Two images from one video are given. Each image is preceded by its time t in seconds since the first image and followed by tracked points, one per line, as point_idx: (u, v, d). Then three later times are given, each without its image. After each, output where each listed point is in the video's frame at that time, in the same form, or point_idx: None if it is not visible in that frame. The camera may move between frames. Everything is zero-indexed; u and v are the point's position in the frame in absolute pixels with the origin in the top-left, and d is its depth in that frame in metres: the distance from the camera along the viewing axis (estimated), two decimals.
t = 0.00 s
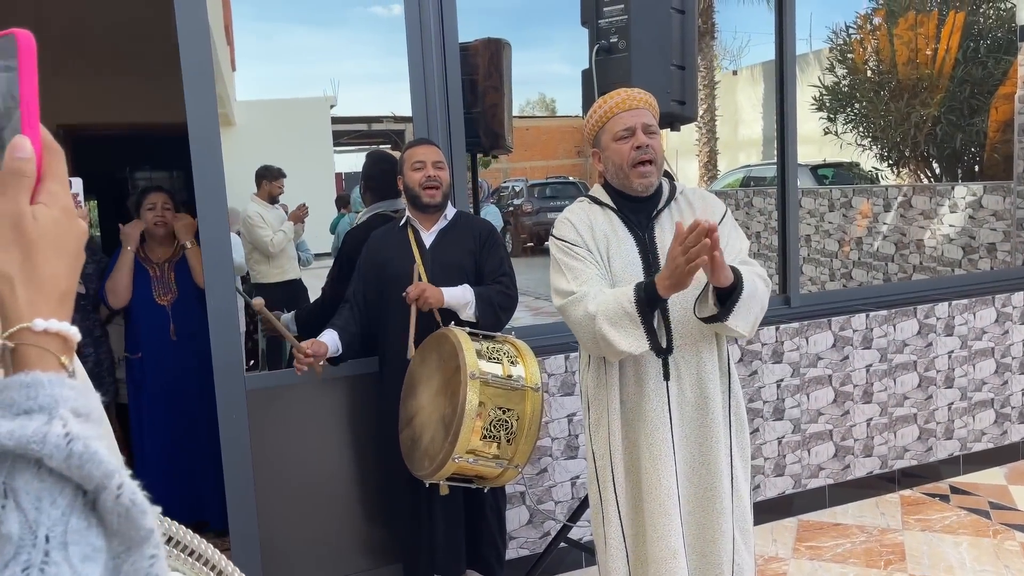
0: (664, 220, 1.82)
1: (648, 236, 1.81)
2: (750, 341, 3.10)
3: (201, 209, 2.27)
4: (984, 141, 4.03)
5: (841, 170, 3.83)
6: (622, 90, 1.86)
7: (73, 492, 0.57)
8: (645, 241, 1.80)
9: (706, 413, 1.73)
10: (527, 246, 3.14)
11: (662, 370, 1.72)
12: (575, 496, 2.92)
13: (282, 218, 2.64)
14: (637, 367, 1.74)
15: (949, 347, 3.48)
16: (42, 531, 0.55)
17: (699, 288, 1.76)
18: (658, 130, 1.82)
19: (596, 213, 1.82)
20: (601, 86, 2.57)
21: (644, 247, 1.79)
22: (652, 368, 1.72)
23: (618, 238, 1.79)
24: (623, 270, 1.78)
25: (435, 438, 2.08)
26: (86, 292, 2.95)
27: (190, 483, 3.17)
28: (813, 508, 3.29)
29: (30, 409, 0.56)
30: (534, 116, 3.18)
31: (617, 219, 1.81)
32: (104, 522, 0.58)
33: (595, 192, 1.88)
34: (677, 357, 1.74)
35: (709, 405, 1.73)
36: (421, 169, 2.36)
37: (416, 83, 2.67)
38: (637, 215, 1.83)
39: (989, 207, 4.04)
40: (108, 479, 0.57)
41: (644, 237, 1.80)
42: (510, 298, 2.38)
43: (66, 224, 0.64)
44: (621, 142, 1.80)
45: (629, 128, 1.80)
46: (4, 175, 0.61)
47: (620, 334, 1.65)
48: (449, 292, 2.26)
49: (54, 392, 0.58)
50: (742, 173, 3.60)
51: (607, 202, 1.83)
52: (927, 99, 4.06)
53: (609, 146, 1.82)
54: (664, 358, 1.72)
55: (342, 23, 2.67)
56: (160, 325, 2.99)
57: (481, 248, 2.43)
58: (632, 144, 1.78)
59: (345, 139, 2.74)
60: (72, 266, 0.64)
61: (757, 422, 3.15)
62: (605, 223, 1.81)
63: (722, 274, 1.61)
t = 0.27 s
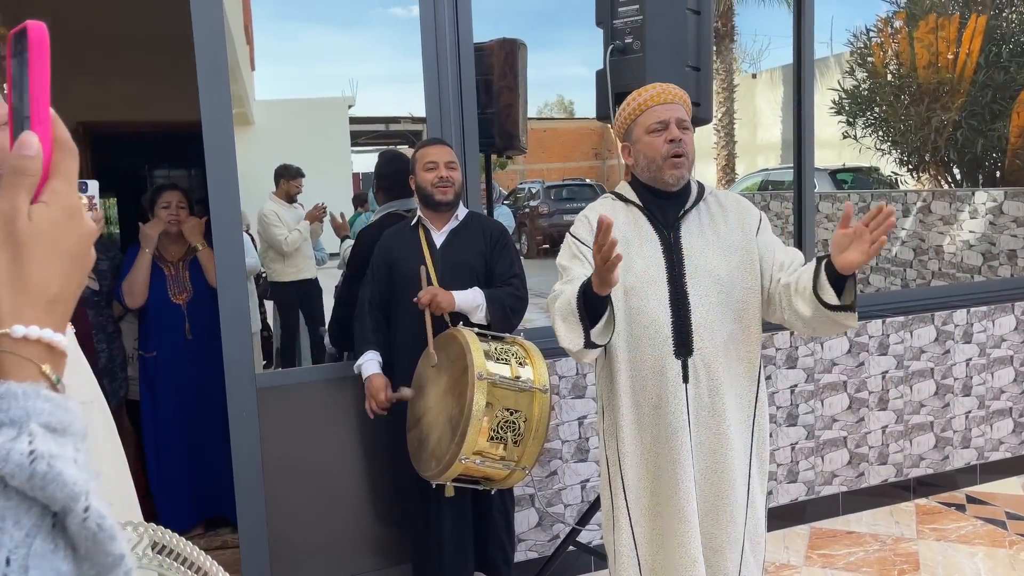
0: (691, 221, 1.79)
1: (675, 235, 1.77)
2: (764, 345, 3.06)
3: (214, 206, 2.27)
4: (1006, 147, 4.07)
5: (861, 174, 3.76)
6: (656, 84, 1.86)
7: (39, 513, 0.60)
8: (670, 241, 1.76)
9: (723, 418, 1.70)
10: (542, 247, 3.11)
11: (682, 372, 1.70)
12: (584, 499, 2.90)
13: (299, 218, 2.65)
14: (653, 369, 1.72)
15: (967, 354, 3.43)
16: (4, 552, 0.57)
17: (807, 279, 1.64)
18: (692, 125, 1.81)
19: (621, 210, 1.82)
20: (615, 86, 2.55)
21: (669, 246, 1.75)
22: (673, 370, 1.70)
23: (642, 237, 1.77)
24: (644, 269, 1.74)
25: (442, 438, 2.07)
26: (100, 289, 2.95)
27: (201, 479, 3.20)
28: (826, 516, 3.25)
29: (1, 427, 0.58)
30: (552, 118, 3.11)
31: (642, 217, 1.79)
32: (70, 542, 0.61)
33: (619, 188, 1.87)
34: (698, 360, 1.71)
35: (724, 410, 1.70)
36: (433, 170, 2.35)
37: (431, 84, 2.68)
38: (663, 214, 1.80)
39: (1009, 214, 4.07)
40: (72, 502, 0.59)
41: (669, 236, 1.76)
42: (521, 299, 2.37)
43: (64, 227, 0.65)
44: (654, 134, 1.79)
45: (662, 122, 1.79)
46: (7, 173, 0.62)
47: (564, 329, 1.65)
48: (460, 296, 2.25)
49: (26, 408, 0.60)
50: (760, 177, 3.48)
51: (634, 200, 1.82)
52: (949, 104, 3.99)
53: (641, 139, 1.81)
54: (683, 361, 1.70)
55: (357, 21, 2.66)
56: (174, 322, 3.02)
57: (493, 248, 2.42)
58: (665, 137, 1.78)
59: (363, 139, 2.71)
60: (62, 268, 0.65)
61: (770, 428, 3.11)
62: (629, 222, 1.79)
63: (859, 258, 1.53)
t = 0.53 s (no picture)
0: (717, 224, 1.77)
1: (700, 239, 1.75)
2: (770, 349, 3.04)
3: (219, 205, 2.27)
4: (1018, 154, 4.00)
5: (873, 178, 3.80)
6: (692, 83, 1.79)
7: None
8: (695, 245, 1.74)
9: (736, 425, 1.70)
10: (552, 248, 3.14)
11: (701, 380, 1.69)
12: (587, 501, 2.88)
13: (311, 217, 2.67)
14: (670, 374, 1.70)
15: (977, 359, 3.39)
16: None
17: (873, 342, 1.66)
18: (728, 129, 1.76)
19: (644, 209, 1.78)
20: (620, 86, 2.55)
21: (694, 255, 1.73)
22: (693, 380, 1.68)
23: (667, 239, 1.74)
24: (666, 275, 1.72)
25: (447, 437, 2.06)
26: (106, 286, 2.97)
27: (206, 475, 3.20)
28: (832, 521, 3.22)
29: None
30: (563, 120, 3.06)
31: (667, 220, 1.76)
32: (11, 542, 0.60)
33: (645, 188, 1.83)
34: (717, 368, 1.70)
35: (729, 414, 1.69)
36: (436, 169, 2.34)
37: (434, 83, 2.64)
38: (690, 217, 1.77)
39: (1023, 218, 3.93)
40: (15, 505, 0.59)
41: (694, 240, 1.74)
42: (524, 300, 2.35)
43: (41, 220, 0.69)
44: (690, 136, 1.73)
45: (700, 123, 1.74)
46: None
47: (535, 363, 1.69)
48: (467, 303, 2.24)
49: None
50: (772, 179, 3.46)
51: (659, 201, 1.78)
52: (962, 106, 3.96)
53: (675, 140, 1.75)
54: (702, 368, 1.69)
55: (362, 20, 2.65)
56: (179, 321, 3.02)
57: (496, 248, 2.41)
58: (702, 140, 1.72)
59: (375, 139, 2.71)
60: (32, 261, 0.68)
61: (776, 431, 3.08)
62: (654, 226, 1.75)
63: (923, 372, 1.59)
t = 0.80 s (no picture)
0: (729, 221, 1.75)
1: (711, 237, 1.72)
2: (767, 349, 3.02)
3: (214, 200, 2.25)
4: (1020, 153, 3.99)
5: (874, 177, 3.75)
6: (705, 79, 1.78)
7: None
8: (706, 243, 1.71)
9: (746, 426, 1.68)
10: (553, 247, 3.07)
11: (710, 377, 1.67)
12: (582, 500, 2.87)
13: (313, 214, 2.66)
14: (678, 372, 1.68)
15: (975, 360, 3.38)
16: None
17: (900, 320, 1.68)
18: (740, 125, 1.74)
19: (654, 206, 1.76)
20: (615, 84, 2.52)
21: (706, 254, 1.70)
22: (701, 380, 1.66)
23: (677, 236, 1.72)
24: (676, 272, 1.70)
25: (440, 436, 2.05)
26: (100, 284, 2.94)
27: (200, 475, 3.18)
28: (829, 521, 3.21)
29: None
30: (565, 118, 3.07)
31: (679, 217, 1.74)
32: None
33: (657, 185, 1.81)
34: (726, 366, 1.68)
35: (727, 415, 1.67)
36: (434, 166, 2.32)
37: (432, 78, 2.62)
38: (701, 214, 1.74)
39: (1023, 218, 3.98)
40: None
41: (705, 238, 1.72)
42: (518, 297, 2.34)
43: None
44: (702, 131, 1.72)
45: (712, 118, 1.72)
46: None
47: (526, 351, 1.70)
48: (458, 286, 2.21)
49: None
50: (774, 179, 3.42)
51: (671, 197, 1.76)
52: (962, 106, 3.93)
53: (686, 134, 1.74)
54: (710, 366, 1.67)
55: (358, 15, 2.64)
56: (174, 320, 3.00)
57: (492, 246, 2.39)
58: (713, 135, 1.71)
59: (377, 138, 2.67)
60: None
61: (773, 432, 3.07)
62: (665, 223, 1.74)
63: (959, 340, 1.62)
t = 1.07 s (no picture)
0: (723, 218, 1.74)
1: (702, 234, 1.72)
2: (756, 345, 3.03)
3: (200, 194, 2.24)
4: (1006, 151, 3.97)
5: (866, 175, 3.75)
6: (693, 78, 1.77)
7: None
8: (696, 239, 1.71)
9: (734, 422, 1.66)
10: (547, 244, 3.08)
11: (696, 370, 1.65)
12: (571, 496, 2.87)
13: (303, 209, 2.63)
14: (666, 366, 1.68)
15: (962, 357, 3.39)
16: None
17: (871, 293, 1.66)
18: (725, 122, 1.71)
19: (647, 206, 1.76)
20: (603, 80, 2.51)
21: (695, 248, 1.70)
22: (688, 375, 1.65)
23: (668, 232, 1.72)
24: (665, 266, 1.70)
25: (426, 431, 2.04)
26: (86, 278, 2.95)
27: (190, 470, 3.15)
28: (817, 516, 3.22)
29: None
30: (559, 115, 3.02)
31: (670, 215, 1.74)
32: None
33: (651, 184, 1.82)
34: (712, 360, 1.66)
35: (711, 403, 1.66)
36: (423, 160, 2.30)
37: (420, 72, 2.60)
38: (692, 212, 1.74)
39: (1010, 216, 3.97)
40: None
41: (695, 234, 1.72)
42: (507, 294, 2.33)
43: None
44: (683, 131, 1.72)
45: (692, 118, 1.71)
46: None
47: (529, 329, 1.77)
48: (447, 293, 2.22)
49: None
50: (765, 176, 3.40)
51: (663, 196, 1.76)
52: (950, 103, 3.96)
53: (670, 134, 1.75)
54: (697, 359, 1.66)
55: (347, 9, 2.62)
56: (160, 315, 2.96)
57: (481, 242, 2.38)
58: (692, 134, 1.70)
59: (370, 134, 2.65)
60: None
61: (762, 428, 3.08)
62: (657, 219, 1.74)
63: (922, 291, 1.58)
